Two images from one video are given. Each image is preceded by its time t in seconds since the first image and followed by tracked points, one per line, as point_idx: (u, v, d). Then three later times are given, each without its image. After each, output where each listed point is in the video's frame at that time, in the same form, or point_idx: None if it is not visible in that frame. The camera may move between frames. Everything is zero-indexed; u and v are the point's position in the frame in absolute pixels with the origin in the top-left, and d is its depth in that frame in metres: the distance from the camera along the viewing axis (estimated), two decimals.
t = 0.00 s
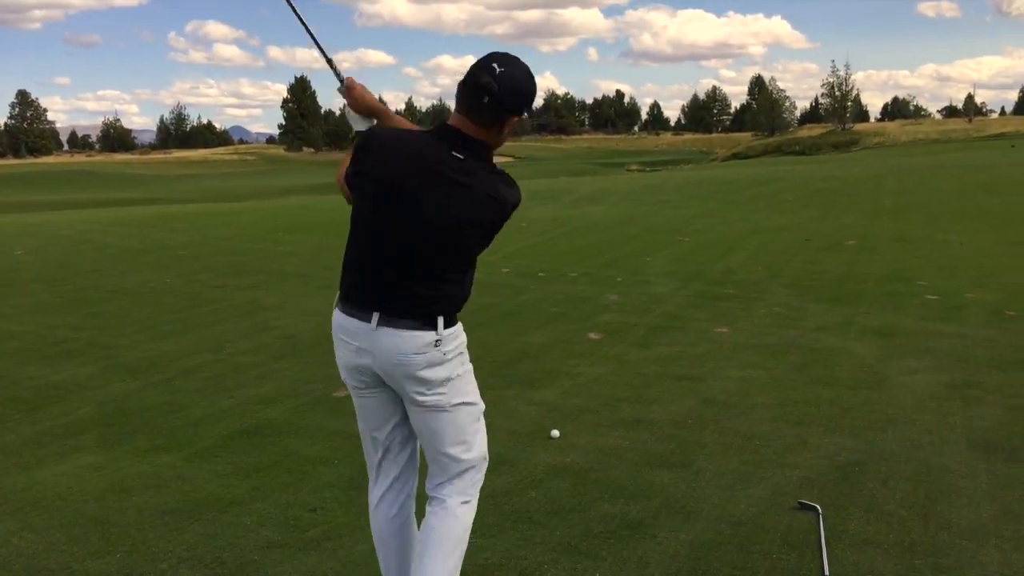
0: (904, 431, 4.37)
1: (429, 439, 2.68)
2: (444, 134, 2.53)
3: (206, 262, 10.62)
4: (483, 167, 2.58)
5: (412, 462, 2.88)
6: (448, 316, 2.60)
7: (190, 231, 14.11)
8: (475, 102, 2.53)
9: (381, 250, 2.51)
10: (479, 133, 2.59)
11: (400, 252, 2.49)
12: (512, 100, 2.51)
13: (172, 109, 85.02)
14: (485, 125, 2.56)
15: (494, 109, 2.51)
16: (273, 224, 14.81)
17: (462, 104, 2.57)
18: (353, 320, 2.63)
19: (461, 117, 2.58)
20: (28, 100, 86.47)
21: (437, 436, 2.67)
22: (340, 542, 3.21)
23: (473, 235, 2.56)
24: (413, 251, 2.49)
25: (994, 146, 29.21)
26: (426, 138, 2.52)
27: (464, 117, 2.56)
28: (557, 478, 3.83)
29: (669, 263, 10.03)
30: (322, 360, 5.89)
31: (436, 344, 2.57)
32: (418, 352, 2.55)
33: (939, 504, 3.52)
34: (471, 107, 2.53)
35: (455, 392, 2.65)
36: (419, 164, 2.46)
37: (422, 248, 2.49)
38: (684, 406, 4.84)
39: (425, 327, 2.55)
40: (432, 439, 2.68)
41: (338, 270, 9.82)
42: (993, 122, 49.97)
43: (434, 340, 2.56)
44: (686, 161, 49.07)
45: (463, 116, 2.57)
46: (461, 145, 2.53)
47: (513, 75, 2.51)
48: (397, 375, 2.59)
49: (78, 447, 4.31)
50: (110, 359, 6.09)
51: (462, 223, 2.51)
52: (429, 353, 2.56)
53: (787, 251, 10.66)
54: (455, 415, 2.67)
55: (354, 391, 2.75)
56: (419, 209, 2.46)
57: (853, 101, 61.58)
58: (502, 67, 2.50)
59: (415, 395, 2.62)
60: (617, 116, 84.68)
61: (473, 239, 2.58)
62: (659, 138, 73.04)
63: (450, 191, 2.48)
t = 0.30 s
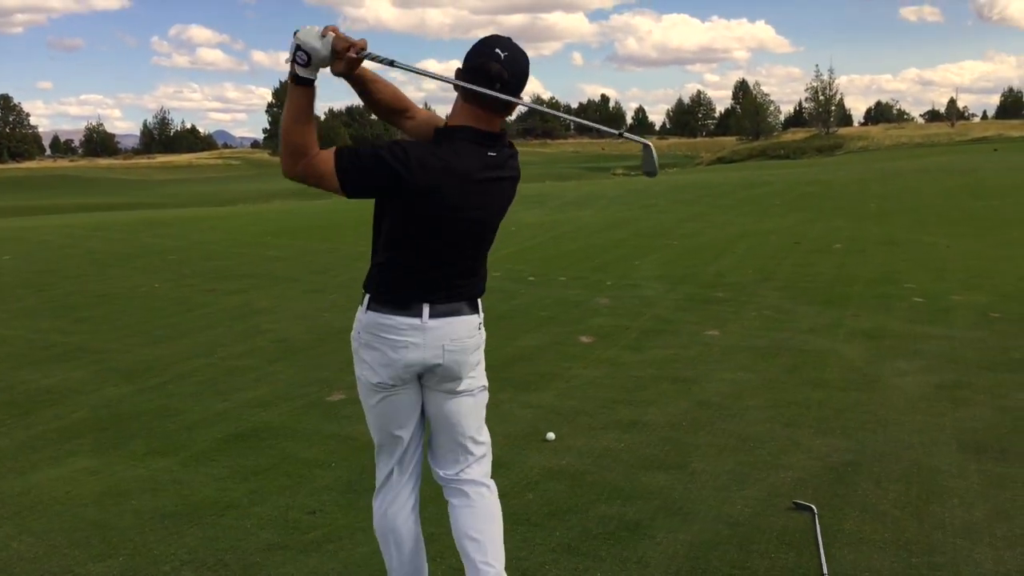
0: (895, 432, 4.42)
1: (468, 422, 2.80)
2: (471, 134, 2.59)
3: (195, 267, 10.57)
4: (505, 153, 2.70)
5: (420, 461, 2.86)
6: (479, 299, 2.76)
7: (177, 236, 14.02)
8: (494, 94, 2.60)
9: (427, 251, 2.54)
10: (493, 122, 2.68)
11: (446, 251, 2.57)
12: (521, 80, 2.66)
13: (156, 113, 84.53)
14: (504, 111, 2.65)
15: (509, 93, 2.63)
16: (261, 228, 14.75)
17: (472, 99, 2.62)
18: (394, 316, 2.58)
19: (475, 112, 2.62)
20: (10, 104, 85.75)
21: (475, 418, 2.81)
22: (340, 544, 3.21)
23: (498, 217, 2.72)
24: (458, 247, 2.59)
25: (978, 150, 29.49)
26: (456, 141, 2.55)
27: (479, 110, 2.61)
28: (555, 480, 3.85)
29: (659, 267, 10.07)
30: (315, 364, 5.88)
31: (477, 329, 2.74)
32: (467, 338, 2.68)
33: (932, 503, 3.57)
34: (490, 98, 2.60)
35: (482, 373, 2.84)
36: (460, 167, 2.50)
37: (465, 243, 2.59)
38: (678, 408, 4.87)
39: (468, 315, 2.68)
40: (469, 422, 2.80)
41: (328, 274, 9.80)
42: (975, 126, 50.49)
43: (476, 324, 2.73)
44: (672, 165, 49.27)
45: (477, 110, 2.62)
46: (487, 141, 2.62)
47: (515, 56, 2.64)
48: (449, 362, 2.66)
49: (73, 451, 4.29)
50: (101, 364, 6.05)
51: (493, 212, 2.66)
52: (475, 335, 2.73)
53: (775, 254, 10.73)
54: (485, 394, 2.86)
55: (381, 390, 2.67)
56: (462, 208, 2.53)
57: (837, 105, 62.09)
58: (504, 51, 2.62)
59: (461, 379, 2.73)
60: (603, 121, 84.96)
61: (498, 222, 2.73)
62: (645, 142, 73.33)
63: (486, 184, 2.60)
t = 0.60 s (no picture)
0: (891, 433, 4.45)
1: (485, 422, 2.80)
2: (477, 132, 2.60)
3: (190, 268, 10.55)
4: (514, 149, 2.71)
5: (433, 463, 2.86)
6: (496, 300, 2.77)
7: (172, 236, 14.00)
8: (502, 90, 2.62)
9: (440, 252, 2.56)
10: (501, 119, 2.70)
11: (461, 251, 2.58)
12: (525, 74, 2.69)
13: (149, 114, 84.53)
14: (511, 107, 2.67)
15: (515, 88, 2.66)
16: (256, 229, 14.75)
17: (478, 99, 2.64)
18: (409, 316, 2.60)
19: (482, 111, 2.64)
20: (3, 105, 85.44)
21: (492, 418, 2.81)
22: (341, 543, 3.23)
23: (513, 216, 2.72)
24: (473, 247, 2.60)
25: (971, 153, 29.63)
26: (464, 141, 2.56)
27: (485, 109, 2.63)
28: (554, 480, 3.87)
29: (655, 269, 10.10)
30: (313, 365, 5.89)
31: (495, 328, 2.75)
32: (485, 338, 2.69)
33: (929, 504, 3.59)
34: (497, 95, 2.62)
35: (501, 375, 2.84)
36: (469, 167, 2.52)
37: (479, 242, 2.61)
38: (675, 409, 4.89)
39: (485, 315, 2.70)
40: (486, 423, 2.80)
41: (325, 275, 9.81)
42: (968, 130, 50.74)
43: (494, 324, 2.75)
44: (668, 167, 49.35)
45: (484, 109, 2.64)
46: (494, 138, 2.63)
47: (517, 50, 2.66)
48: (465, 362, 2.67)
49: (72, 451, 4.29)
50: (98, 364, 6.04)
51: (507, 209, 2.67)
52: (492, 335, 2.73)
53: (771, 257, 10.77)
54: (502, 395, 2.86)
55: (396, 390, 2.69)
56: (474, 208, 2.55)
57: (831, 108, 62.32)
58: (507, 46, 2.64)
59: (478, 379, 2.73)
60: (598, 123, 85.17)
61: (513, 220, 2.74)
62: (640, 144, 73.46)
63: (498, 182, 2.60)
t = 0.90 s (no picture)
0: (882, 438, 4.48)
1: (492, 443, 2.73)
2: (464, 130, 2.59)
3: (183, 268, 10.52)
4: (511, 144, 2.64)
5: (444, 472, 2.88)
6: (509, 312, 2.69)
7: (164, 237, 13.95)
8: (489, 88, 2.57)
9: (437, 258, 2.58)
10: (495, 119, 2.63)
11: (459, 257, 2.56)
12: (515, 66, 2.61)
13: (141, 114, 84.25)
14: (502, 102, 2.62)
15: (506, 83, 2.59)
16: (249, 230, 14.71)
17: (467, 99, 2.60)
18: (413, 327, 2.66)
19: (472, 111, 2.61)
20: None
21: (500, 440, 2.73)
22: (334, 544, 3.23)
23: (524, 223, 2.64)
24: (472, 252, 2.56)
25: (962, 160, 29.79)
26: (450, 140, 2.56)
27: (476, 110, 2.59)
28: (547, 483, 3.88)
29: (648, 274, 10.13)
30: (306, 366, 5.88)
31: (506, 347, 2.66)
32: (490, 355, 2.62)
33: (918, 508, 3.62)
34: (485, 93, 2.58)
35: (519, 397, 2.73)
36: (456, 167, 2.50)
37: (479, 245, 2.56)
38: (667, 412, 4.91)
39: (492, 331, 2.63)
40: (493, 444, 2.74)
41: (318, 277, 9.79)
42: (958, 138, 51.03)
43: (504, 342, 2.66)
44: (660, 172, 49.45)
45: (474, 109, 2.60)
46: (484, 135, 2.59)
47: (501, 44, 2.58)
48: (464, 379, 2.63)
49: (63, 450, 4.27)
50: (89, 364, 6.02)
51: (511, 210, 2.59)
52: (501, 354, 2.64)
53: (763, 262, 10.81)
54: (518, 419, 2.75)
55: (405, 399, 2.77)
56: (468, 209, 2.52)
57: (824, 114, 62.59)
58: (489, 42, 2.58)
59: (483, 400, 2.67)
60: (591, 128, 85.32)
61: (521, 222, 2.65)
62: (633, 149, 73.59)
63: (492, 180, 2.55)
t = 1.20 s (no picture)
0: (869, 443, 4.51)
1: (492, 469, 2.56)
2: (458, 117, 2.50)
3: (173, 269, 10.51)
4: (510, 130, 2.49)
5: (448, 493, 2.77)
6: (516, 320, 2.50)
7: (154, 238, 13.93)
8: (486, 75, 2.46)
9: (428, 251, 2.46)
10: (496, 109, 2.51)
11: (450, 248, 2.43)
12: (516, 49, 2.49)
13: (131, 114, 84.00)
14: (502, 90, 2.50)
15: (506, 70, 2.47)
16: (240, 231, 14.70)
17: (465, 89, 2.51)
18: (414, 338, 2.56)
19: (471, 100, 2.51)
20: None
21: (501, 466, 2.55)
22: (323, 545, 3.23)
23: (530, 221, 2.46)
24: (463, 243, 2.41)
25: (948, 168, 30.07)
26: (443, 129, 2.49)
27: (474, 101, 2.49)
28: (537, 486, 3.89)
29: (638, 278, 10.16)
30: (295, 368, 5.87)
31: (510, 361, 2.49)
32: (491, 369, 2.47)
33: (904, 513, 3.65)
34: (482, 80, 2.47)
35: (526, 418, 2.55)
36: (441, 150, 2.43)
37: (470, 235, 2.40)
38: (656, 416, 4.93)
39: (494, 343, 2.47)
40: (492, 470, 2.56)
41: (308, 278, 9.80)
42: (947, 146, 51.40)
43: (509, 355, 2.49)
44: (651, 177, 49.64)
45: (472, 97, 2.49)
46: (478, 121, 2.48)
47: (495, 28, 2.46)
48: (464, 395, 2.49)
49: (51, 451, 4.26)
50: (78, 364, 6.00)
51: (514, 209, 2.42)
52: (503, 368, 2.48)
53: (753, 267, 10.87)
54: (522, 441, 2.57)
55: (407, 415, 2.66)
56: (455, 194, 2.40)
57: (814, 121, 62.95)
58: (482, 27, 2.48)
59: (484, 418, 2.51)
60: (583, 133, 85.58)
61: (525, 217, 2.46)
62: (624, 154, 73.82)
63: (481, 162, 2.41)
